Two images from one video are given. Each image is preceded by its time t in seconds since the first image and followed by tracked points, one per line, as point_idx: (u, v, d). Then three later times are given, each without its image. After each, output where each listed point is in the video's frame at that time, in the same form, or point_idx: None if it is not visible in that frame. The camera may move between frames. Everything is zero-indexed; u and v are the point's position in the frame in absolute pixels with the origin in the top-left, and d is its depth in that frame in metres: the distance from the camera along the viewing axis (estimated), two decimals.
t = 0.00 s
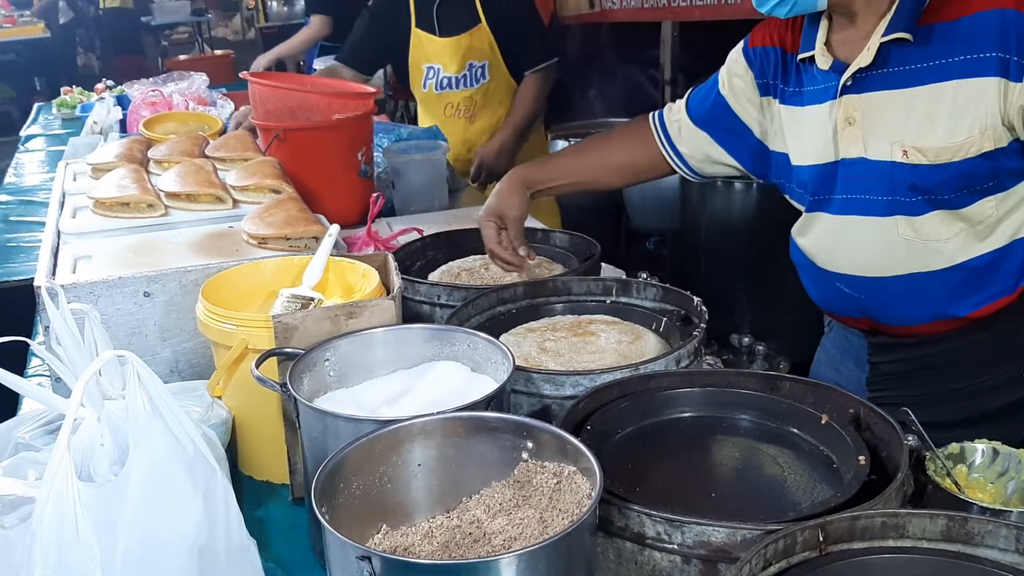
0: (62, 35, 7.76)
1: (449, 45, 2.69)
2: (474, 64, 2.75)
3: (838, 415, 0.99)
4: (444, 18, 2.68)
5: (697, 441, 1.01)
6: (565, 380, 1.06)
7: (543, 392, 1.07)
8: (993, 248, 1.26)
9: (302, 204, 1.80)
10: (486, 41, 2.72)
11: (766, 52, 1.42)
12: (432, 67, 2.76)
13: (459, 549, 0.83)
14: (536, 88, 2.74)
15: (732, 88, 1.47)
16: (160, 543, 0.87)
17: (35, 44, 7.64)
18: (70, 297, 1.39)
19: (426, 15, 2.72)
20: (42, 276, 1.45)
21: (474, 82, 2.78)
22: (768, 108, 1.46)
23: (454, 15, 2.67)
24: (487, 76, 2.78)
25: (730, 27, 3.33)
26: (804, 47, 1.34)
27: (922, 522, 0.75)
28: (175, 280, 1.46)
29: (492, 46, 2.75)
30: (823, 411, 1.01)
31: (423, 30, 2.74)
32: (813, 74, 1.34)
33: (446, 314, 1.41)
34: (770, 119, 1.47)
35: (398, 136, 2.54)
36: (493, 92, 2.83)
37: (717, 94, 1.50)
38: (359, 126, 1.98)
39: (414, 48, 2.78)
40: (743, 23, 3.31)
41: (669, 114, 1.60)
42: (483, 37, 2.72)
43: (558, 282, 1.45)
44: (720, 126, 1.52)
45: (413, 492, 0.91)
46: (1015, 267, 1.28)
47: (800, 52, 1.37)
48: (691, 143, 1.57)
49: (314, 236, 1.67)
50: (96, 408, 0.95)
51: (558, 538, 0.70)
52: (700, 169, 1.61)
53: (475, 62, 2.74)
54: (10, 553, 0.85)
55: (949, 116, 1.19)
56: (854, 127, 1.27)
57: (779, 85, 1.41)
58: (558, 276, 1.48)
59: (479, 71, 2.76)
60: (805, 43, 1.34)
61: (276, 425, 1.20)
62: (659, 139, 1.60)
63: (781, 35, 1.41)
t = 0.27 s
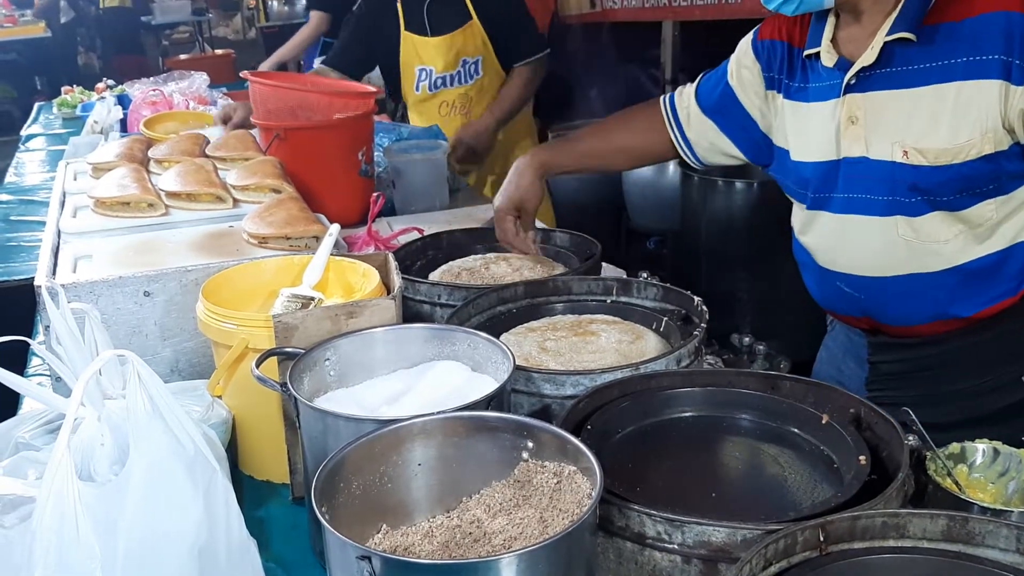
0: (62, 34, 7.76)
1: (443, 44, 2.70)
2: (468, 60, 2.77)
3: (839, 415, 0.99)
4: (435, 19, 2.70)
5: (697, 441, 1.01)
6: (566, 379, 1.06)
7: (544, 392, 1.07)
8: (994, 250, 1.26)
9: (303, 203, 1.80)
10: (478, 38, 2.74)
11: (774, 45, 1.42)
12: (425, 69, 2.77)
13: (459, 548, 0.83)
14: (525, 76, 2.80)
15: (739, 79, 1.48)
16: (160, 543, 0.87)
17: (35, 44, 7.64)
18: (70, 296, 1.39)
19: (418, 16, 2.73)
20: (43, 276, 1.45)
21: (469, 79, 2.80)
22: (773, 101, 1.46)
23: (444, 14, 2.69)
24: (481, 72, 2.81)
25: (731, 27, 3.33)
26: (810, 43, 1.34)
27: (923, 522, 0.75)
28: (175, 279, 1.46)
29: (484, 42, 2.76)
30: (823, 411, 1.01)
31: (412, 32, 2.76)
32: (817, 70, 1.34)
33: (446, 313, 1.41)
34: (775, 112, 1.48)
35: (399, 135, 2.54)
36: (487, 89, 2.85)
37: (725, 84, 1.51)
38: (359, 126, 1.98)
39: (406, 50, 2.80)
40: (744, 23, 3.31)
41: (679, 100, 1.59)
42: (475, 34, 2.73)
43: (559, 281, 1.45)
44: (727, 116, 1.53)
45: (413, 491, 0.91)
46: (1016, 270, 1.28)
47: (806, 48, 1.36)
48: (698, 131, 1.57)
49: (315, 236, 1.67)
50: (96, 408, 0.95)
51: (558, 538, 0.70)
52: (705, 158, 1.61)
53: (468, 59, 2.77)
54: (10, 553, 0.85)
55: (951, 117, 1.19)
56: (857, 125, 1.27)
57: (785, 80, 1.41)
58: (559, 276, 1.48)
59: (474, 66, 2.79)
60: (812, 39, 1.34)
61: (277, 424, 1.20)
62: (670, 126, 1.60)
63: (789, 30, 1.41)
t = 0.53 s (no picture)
0: (62, 34, 7.76)
1: (442, 44, 2.70)
2: (464, 64, 2.77)
3: (839, 415, 0.99)
4: (436, 17, 2.68)
5: (697, 441, 1.01)
6: (566, 379, 1.06)
7: (544, 392, 1.07)
8: (993, 253, 1.26)
9: (302, 203, 1.80)
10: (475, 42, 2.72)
11: (774, 48, 1.42)
12: (424, 64, 2.79)
13: (460, 548, 0.83)
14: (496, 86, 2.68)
15: (741, 81, 1.48)
16: (161, 543, 0.87)
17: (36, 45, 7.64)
18: (71, 296, 1.39)
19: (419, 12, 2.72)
20: (43, 276, 1.45)
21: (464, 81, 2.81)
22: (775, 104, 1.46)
23: (445, 13, 2.66)
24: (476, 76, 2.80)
25: (731, 27, 3.33)
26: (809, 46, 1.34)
27: (923, 522, 0.75)
28: (175, 279, 1.46)
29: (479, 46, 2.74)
30: (824, 411, 1.01)
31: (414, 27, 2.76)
32: (816, 73, 1.34)
33: (446, 313, 1.41)
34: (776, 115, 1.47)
35: (399, 135, 2.54)
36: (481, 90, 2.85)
37: (728, 87, 1.51)
38: (360, 125, 1.98)
39: (405, 44, 2.80)
40: (744, 23, 3.31)
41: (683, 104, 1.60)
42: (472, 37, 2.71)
43: (559, 281, 1.45)
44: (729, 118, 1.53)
45: (414, 491, 0.91)
46: (1016, 273, 1.29)
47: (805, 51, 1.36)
48: (702, 132, 1.57)
49: (315, 236, 1.67)
50: (96, 408, 0.95)
51: (558, 538, 0.70)
52: (712, 160, 1.61)
53: (465, 62, 2.77)
54: (10, 553, 0.85)
55: (948, 120, 1.19)
56: (854, 128, 1.27)
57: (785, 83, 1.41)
58: (559, 276, 1.48)
59: (469, 71, 2.79)
60: (811, 40, 1.34)
61: (277, 424, 1.20)
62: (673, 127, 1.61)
63: (788, 32, 1.41)
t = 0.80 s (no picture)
0: (63, 35, 7.76)
1: (444, 38, 2.73)
2: (461, 61, 2.77)
3: (839, 416, 0.99)
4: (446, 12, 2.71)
5: (698, 441, 1.01)
6: (566, 380, 1.06)
7: (544, 392, 1.07)
8: (995, 257, 1.26)
9: (303, 203, 1.80)
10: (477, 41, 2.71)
11: (770, 54, 1.43)
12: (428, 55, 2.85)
13: (460, 548, 0.84)
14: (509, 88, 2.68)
15: (740, 91, 1.48)
16: (162, 543, 0.87)
17: (36, 45, 7.63)
18: (71, 296, 1.39)
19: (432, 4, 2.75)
20: (44, 276, 1.45)
21: (462, 80, 2.80)
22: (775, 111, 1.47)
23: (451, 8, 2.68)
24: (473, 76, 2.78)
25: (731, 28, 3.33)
26: (806, 50, 1.34)
27: (923, 522, 0.75)
28: (176, 279, 1.46)
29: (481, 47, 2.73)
30: (824, 412, 1.01)
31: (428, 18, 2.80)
32: (814, 78, 1.34)
33: (447, 314, 1.41)
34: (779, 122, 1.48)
35: (399, 135, 2.54)
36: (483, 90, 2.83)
37: (727, 98, 1.52)
38: (360, 125, 1.98)
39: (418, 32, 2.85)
40: (744, 23, 3.31)
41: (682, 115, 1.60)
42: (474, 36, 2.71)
43: (559, 282, 1.45)
44: (730, 130, 1.53)
45: (414, 492, 0.91)
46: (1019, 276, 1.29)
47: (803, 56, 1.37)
48: (702, 143, 1.57)
49: (315, 236, 1.68)
50: (97, 408, 0.95)
51: (557, 539, 0.70)
52: (716, 172, 1.60)
53: (462, 60, 2.77)
54: (11, 553, 0.85)
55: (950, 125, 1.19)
56: (855, 133, 1.27)
57: (785, 89, 1.41)
58: (559, 276, 1.48)
59: (467, 70, 2.77)
60: (810, 44, 1.34)
61: (278, 424, 1.20)
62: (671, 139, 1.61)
63: (784, 37, 1.41)
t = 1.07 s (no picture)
0: (64, 36, 7.77)
1: (457, 37, 2.74)
2: (471, 61, 2.78)
3: (838, 416, 1.00)
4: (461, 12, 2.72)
5: (697, 441, 1.01)
6: (565, 380, 1.07)
7: (544, 392, 1.07)
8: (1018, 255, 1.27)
9: (303, 204, 1.80)
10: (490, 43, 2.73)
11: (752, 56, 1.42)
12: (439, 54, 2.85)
13: (460, 547, 0.84)
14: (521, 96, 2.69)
15: (707, 90, 1.47)
16: (162, 542, 0.87)
17: (36, 46, 7.64)
18: (73, 296, 1.40)
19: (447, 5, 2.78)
20: (45, 276, 1.46)
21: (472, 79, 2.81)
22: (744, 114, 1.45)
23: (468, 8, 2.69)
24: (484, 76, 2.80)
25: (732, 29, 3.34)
26: (804, 53, 1.33)
27: (921, 521, 0.75)
28: (177, 280, 1.46)
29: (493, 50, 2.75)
30: (823, 411, 1.01)
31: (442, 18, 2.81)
32: (815, 81, 1.32)
33: (447, 314, 1.41)
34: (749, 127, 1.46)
35: (399, 136, 2.54)
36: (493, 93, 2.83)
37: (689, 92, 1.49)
38: (361, 125, 1.99)
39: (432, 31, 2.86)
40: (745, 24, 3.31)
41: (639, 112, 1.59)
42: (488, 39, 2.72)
43: (559, 282, 1.45)
44: (685, 123, 1.52)
45: (414, 491, 0.92)
46: None
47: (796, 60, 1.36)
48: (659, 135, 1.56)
49: (316, 236, 1.68)
50: (98, 408, 0.95)
51: (558, 537, 0.70)
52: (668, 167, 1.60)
53: (473, 60, 2.78)
54: (13, 552, 0.85)
55: (981, 129, 1.19)
56: (873, 141, 1.25)
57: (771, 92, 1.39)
58: (559, 276, 1.48)
59: (477, 69, 2.79)
60: (807, 50, 1.33)
61: (278, 424, 1.20)
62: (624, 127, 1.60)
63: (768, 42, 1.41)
